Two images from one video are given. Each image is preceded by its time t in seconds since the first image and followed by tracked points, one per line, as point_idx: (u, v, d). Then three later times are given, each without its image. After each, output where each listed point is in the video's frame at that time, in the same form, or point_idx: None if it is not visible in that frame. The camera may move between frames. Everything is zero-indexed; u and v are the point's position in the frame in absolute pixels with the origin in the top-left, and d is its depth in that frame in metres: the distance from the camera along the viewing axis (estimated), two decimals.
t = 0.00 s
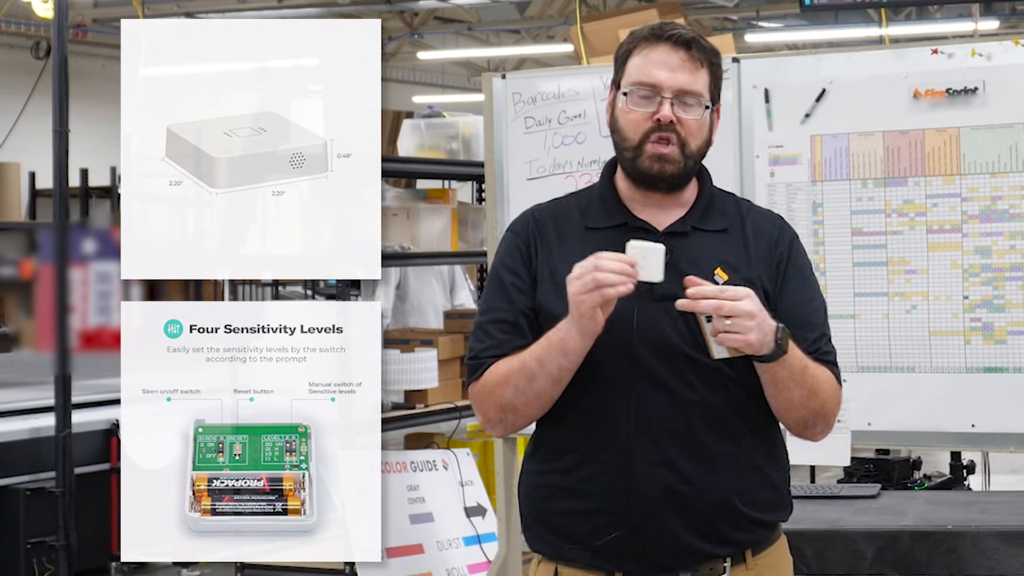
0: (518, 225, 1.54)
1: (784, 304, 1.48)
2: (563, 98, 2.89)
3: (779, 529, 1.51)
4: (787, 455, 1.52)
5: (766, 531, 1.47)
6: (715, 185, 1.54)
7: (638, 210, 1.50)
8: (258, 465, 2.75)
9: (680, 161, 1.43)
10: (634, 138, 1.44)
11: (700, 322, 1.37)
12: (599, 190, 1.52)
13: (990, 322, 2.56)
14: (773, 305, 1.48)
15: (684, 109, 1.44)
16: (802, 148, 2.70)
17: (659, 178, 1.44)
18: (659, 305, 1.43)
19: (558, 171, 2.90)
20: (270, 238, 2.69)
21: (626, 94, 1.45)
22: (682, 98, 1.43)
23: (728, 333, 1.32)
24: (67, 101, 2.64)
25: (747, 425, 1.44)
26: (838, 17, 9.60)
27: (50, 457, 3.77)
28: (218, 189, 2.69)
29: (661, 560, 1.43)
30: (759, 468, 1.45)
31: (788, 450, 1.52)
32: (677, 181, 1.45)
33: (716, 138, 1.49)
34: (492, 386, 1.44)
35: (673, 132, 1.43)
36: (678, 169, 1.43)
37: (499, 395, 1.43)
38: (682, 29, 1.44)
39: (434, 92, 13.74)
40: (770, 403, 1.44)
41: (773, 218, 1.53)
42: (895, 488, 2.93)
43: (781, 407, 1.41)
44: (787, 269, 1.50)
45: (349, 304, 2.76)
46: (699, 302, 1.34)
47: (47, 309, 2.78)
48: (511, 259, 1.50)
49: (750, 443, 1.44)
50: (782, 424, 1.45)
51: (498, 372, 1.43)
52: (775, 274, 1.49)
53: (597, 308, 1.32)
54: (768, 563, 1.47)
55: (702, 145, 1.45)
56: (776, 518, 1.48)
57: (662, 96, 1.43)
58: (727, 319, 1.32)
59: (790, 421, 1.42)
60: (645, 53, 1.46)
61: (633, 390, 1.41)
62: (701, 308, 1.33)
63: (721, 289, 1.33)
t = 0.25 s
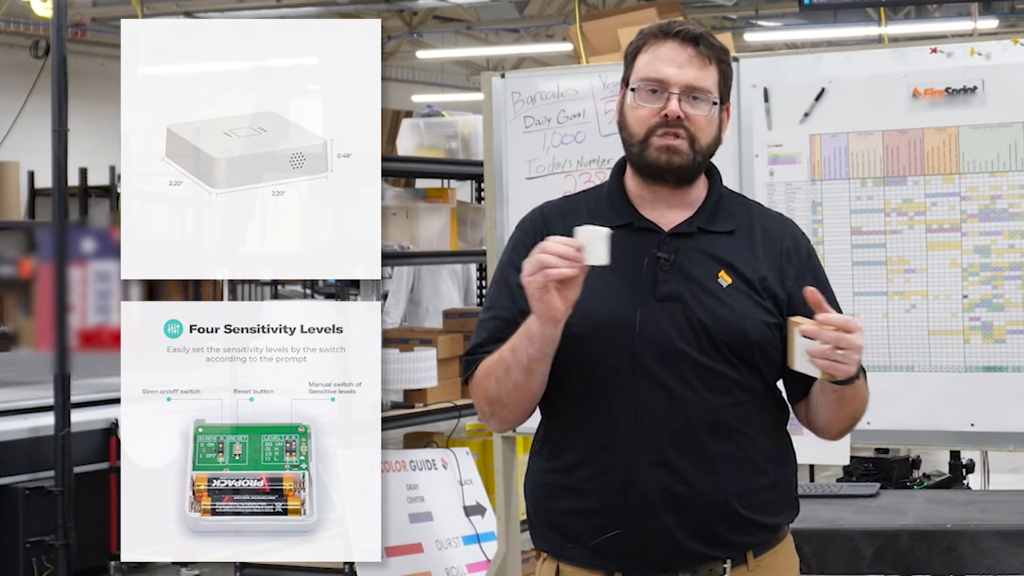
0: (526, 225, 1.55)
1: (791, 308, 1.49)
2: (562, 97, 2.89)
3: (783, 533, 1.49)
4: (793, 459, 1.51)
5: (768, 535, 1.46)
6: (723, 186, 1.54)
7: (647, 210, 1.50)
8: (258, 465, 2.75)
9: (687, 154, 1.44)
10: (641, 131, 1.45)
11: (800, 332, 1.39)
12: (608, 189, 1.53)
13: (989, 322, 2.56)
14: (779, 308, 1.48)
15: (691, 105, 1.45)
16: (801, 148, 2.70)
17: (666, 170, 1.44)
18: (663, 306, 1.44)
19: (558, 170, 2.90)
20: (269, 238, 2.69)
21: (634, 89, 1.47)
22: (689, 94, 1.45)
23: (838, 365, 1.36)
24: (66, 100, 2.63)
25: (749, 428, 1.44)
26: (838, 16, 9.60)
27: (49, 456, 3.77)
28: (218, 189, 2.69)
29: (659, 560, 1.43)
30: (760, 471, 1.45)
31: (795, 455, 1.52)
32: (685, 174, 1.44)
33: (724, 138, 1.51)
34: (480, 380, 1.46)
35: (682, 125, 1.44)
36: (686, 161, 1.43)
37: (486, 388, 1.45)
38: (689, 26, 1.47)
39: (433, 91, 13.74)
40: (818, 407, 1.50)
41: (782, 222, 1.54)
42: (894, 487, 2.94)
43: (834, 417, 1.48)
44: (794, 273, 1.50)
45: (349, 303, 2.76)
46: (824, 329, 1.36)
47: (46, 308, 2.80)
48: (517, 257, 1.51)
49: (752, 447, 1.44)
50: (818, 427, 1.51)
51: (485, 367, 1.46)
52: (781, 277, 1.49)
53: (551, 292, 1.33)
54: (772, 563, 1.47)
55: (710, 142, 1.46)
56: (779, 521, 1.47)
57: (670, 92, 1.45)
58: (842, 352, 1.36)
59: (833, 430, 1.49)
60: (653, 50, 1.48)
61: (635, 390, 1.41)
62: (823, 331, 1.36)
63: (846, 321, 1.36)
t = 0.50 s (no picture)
0: (543, 221, 1.56)
1: (804, 311, 1.49)
2: (561, 96, 2.89)
3: (791, 534, 1.49)
4: (801, 462, 1.51)
5: (776, 536, 1.46)
6: (740, 188, 1.54)
7: (663, 208, 1.51)
8: (258, 465, 2.74)
9: (704, 155, 1.44)
10: (660, 131, 1.45)
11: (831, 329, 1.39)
12: (625, 187, 1.54)
13: (988, 321, 2.56)
14: (792, 310, 1.48)
15: (711, 107, 1.45)
16: (800, 147, 2.70)
17: (683, 171, 1.44)
18: (675, 305, 1.44)
19: (557, 170, 2.90)
20: (269, 238, 2.69)
21: (654, 89, 1.47)
22: (710, 96, 1.45)
23: (869, 362, 1.37)
24: (64, 100, 2.63)
25: (759, 429, 1.44)
26: (837, 15, 9.59)
27: (48, 456, 3.77)
28: (218, 189, 2.69)
29: (665, 559, 1.43)
30: (769, 471, 1.45)
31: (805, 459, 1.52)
32: (702, 177, 1.45)
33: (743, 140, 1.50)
34: (485, 374, 1.49)
35: (700, 127, 1.44)
36: (702, 163, 1.44)
37: (491, 381, 1.48)
38: (712, 28, 1.46)
39: (432, 90, 13.74)
40: (831, 409, 1.51)
41: (796, 226, 1.54)
42: (893, 487, 2.94)
43: (847, 419, 1.49)
44: (808, 277, 1.50)
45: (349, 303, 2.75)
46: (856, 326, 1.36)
47: (45, 307, 2.81)
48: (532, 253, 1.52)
49: (760, 447, 1.44)
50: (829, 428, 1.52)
51: (491, 360, 1.48)
52: (795, 280, 1.49)
53: (541, 285, 1.35)
54: (778, 563, 1.47)
55: (728, 144, 1.46)
56: (786, 523, 1.47)
57: (689, 92, 1.45)
58: (874, 350, 1.36)
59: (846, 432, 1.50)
60: (675, 51, 1.48)
61: (644, 389, 1.42)
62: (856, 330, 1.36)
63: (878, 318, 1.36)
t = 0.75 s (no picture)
0: (556, 218, 1.54)
1: (817, 313, 1.49)
2: (561, 96, 2.89)
3: (804, 534, 1.49)
4: (813, 462, 1.51)
5: (789, 536, 1.46)
6: (753, 190, 1.53)
7: (678, 210, 1.50)
8: (258, 465, 2.75)
9: (722, 162, 1.43)
10: (677, 135, 1.44)
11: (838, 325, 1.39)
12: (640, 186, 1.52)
13: (988, 320, 2.57)
14: (805, 312, 1.48)
15: (729, 112, 1.44)
16: (800, 147, 2.70)
17: (700, 178, 1.43)
18: (690, 304, 1.43)
19: (557, 169, 2.90)
20: (268, 237, 2.69)
21: (672, 93, 1.45)
22: (728, 101, 1.44)
23: (874, 355, 1.36)
24: (64, 100, 2.63)
25: (772, 429, 1.44)
26: (836, 15, 9.59)
27: (48, 456, 3.77)
28: (217, 189, 2.69)
29: (678, 558, 1.43)
30: (782, 470, 1.44)
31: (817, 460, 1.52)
32: (718, 184, 1.44)
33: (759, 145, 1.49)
34: (497, 369, 1.47)
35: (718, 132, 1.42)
36: (720, 169, 1.42)
37: (503, 375, 1.45)
38: (732, 32, 1.45)
39: (432, 90, 13.75)
40: (841, 411, 1.49)
41: (809, 229, 1.53)
42: (892, 486, 2.94)
43: (864, 419, 1.46)
44: (821, 279, 1.49)
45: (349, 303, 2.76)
46: (861, 319, 1.35)
47: (44, 309, 2.78)
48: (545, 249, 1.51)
49: (774, 449, 1.44)
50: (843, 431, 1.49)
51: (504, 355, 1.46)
52: (809, 282, 1.48)
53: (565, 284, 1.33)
54: (789, 563, 1.47)
55: (745, 150, 1.45)
56: (798, 523, 1.47)
57: (708, 97, 1.43)
58: (880, 342, 1.35)
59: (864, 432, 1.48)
60: (694, 54, 1.46)
61: (662, 387, 1.41)
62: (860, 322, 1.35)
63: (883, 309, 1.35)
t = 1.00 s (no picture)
0: (569, 220, 1.54)
1: (833, 317, 1.46)
2: (561, 96, 2.89)
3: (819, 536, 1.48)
4: (829, 464, 1.50)
5: (802, 538, 1.45)
6: (769, 191, 1.51)
7: (693, 213, 1.49)
8: (258, 465, 2.75)
9: (736, 164, 1.42)
10: (690, 140, 1.42)
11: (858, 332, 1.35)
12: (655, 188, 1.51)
13: (989, 320, 2.56)
14: (820, 315, 1.46)
15: (742, 115, 1.42)
16: (799, 146, 2.70)
17: (714, 180, 1.42)
18: (702, 307, 1.42)
19: (557, 169, 2.91)
20: (268, 238, 2.69)
21: (684, 98, 1.43)
22: (740, 105, 1.41)
23: (897, 364, 1.33)
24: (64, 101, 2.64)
25: (784, 432, 1.43)
26: (837, 14, 9.59)
27: (48, 456, 3.77)
28: (217, 189, 2.69)
29: (688, 559, 1.43)
30: (795, 472, 1.44)
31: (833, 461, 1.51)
32: (733, 185, 1.43)
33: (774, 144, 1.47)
34: (508, 367, 1.46)
35: (731, 136, 1.41)
36: (734, 170, 1.41)
37: (513, 374, 1.45)
38: (742, 34, 1.42)
39: (432, 90, 13.75)
40: (859, 415, 1.47)
41: (826, 232, 1.51)
42: (892, 485, 2.94)
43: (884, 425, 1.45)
44: (837, 282, 1.47)
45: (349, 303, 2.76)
46: (882, 329, 1.32)
47: (43, 309, 2.73)
48: (558, 252, 1.51)
49: (786, 451, 1.43)
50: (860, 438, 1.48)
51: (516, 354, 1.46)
52: (823, 285, 1.47)
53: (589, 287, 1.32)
54: (804, 563, 1.46)
55: (760, 151, 1.43)
56: (813, 526, 1.46)
57: (720, 101, 1.41)
58: (901, 350, 1.32)
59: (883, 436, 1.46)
60: (705, 57, 1.44)
61: (674, 389, 1.41)
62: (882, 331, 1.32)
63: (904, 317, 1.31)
